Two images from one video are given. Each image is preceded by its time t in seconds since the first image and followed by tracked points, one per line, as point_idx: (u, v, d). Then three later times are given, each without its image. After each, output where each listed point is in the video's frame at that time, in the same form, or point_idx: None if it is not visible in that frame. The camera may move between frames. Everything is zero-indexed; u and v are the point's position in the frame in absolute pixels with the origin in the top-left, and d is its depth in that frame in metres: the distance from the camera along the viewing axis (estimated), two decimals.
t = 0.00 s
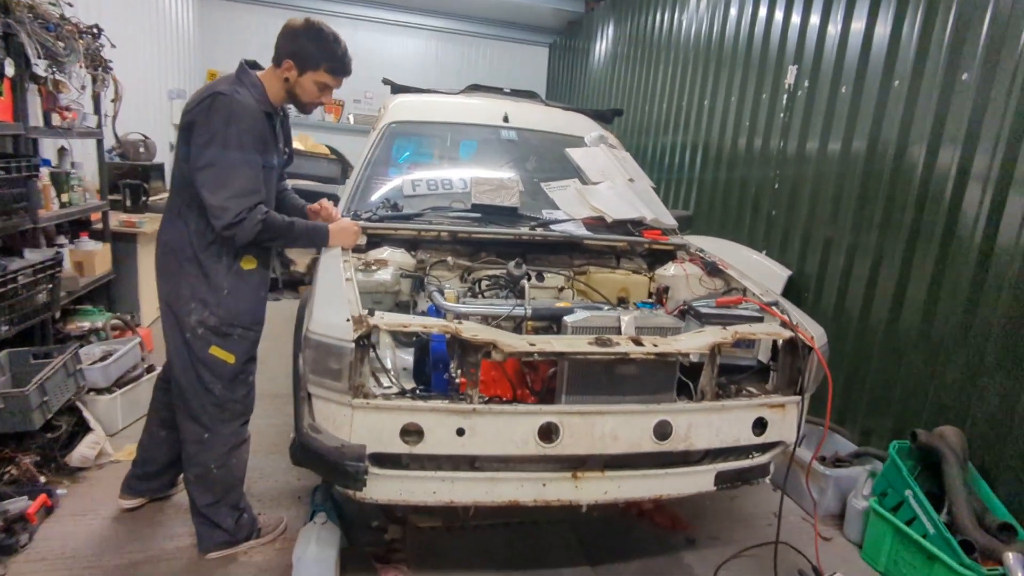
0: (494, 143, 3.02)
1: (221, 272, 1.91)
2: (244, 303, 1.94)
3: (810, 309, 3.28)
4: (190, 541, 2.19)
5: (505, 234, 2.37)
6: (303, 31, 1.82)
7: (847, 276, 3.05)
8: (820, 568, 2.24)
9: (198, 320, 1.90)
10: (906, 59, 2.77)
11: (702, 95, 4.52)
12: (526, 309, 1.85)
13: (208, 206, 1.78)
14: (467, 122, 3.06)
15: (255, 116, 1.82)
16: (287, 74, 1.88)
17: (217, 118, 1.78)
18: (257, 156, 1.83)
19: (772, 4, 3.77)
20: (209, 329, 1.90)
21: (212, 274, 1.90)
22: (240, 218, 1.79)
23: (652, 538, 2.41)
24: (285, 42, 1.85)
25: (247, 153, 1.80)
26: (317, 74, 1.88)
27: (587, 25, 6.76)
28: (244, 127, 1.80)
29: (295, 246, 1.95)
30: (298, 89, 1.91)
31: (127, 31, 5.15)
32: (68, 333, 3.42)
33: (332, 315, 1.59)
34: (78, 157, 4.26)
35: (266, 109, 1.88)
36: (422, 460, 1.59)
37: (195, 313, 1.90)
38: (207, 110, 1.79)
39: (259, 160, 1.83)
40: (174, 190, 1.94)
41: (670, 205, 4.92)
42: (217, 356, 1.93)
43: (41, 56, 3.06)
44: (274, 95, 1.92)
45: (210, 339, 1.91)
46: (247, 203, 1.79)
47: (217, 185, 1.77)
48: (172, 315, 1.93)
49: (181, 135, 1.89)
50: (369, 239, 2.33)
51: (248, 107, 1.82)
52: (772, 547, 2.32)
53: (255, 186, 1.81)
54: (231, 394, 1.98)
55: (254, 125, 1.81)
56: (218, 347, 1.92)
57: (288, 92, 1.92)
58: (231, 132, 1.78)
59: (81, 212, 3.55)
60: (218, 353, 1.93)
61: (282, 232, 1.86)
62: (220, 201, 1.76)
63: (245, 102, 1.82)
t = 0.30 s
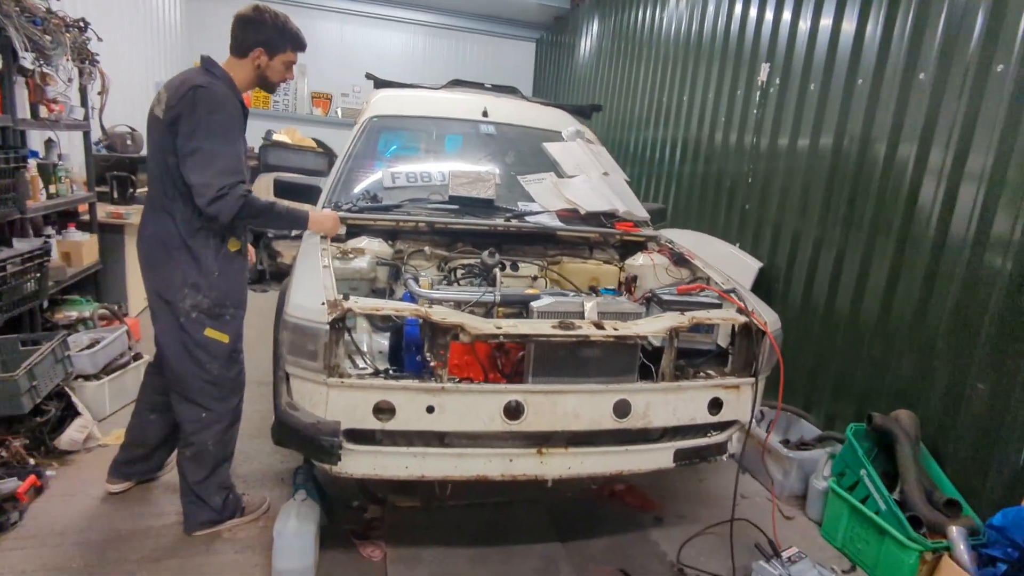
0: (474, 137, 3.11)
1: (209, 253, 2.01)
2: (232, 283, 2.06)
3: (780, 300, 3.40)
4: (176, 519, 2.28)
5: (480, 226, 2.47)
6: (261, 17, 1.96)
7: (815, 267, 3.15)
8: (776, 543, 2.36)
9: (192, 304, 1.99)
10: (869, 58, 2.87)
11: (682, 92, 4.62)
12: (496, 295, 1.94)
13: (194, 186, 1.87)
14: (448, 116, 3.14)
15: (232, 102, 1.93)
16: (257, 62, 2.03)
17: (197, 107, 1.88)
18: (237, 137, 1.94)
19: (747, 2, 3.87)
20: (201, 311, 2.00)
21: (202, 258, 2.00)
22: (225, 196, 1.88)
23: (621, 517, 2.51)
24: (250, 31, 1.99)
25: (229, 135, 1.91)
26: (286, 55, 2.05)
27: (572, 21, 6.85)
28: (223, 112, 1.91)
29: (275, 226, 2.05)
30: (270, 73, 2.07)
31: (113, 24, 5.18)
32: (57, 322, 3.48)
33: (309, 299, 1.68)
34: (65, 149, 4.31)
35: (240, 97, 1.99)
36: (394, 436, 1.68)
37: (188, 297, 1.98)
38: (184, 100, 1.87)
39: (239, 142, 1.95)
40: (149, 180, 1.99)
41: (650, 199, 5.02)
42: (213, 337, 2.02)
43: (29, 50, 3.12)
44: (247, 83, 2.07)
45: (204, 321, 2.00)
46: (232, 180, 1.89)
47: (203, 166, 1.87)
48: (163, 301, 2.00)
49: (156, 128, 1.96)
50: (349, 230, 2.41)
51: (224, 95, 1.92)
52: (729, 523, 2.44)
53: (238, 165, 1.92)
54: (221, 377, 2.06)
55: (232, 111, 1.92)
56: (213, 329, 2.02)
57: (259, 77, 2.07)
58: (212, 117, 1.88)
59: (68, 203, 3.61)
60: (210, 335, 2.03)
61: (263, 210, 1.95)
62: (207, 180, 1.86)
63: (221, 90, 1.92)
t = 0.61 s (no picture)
0: (457, 134, 3.16)
1: (198, 236, 2.19)
2: (223, 261, 2.26)
3: (760, 290, 3.47)
4: (169, 511, 2.33)
5: (463, 220, 2.52)
6: (226, 17, 2.17)
7: (792, 257, 3.23)
8: (752, 523, 2.45)
9: (192, 287, 2.18)
10: (841, 52, 2.95)
11: (664, 87, 4.68)
12: (476, 287, 2.00)
13: (167, 163, 2.06)
14: (432, 113, 3.19)
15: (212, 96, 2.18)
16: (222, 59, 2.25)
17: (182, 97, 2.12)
18: (216, 128, 2.19)
19: None
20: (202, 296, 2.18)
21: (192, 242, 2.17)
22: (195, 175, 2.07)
23: (604, 501, 2.58)
24: (214, 31, 2.20)
25: (209, 123, 2.14)
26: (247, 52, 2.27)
27: (558, 18, 6.90)
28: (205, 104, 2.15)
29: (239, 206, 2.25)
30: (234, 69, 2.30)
31: (99, 24, 5.20)
32: (47, 322, 3.51)
33: (293, 292, 1.73)
34: (53, 150, 4.33)
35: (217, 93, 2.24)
36: (378, 424, 1.74)
37: (186, 282, 2.17)
38: (164, 91, 2.10)
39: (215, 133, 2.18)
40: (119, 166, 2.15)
41: (636, 193, 5.08)
42: (214, 314, 2.22)
43: (14, 52, 3.14)
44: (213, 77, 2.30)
45: (205, 301, 2.20)
46: (202, 160, 2.10)
47: (177, 149, 2.08)
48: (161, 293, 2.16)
49: (133, 117, 2.16)
50: (334, 226, 2.46)
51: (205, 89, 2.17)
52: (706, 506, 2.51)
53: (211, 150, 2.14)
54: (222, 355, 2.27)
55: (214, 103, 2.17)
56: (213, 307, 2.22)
57: (224, 71, 2.30)
58: (197, 105, 2.12)
59: (57, 204, 3.64)
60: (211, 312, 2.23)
61: (224, 190, 2.13)
62: (179, 155, 2.05)
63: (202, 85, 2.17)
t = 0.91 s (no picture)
0: (448, 129, 3.16)
1: (209, 226, 2.54)
2: (229, 249, 2.63)
3: (753, 278, 3.48)
4: (169, 512, 2.34)
5: (455, 215, 2.53)
6: (220, 25, 2.51)
7: (785, 244, 3.24)
8: (748, 508, 2.47)
9: (208, 273, 2.55)
10: (828, 38, 2.96)
11: (654, 78, 4.69)
12: (469, 280, 2.01)
13: (182, 163, 2.39)
14: (422, 109, 3.19)
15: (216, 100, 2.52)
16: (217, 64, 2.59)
17: (191, 101, 2.44)
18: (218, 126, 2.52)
19: None
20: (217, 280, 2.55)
21: (207, 232, 2.53)
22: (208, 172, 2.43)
23: (602, 491, 2.60)
24: (211, 39, 2.52)
25: (216, 123, 2.49)
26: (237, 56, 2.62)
27: (547, 11, 6.89)
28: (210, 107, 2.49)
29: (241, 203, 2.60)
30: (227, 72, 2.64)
31: (86, 28, 5.17)
32: (42, 327, 3.51)
33: (286, 288, 1.75)
34: (43, 155, 4.32)
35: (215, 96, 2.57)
36: (374, 419, 1.75)
37: (203, 269, 2.53)
38: (176, 97, 2.42)
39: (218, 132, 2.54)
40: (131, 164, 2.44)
41: (628, 185, 5.09)
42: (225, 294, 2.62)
43: None
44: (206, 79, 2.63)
45: (218, 284, 2.59)
46: (213, 158, 2.45)
47: (190, 150, 2.41)
48: (184, 280, 2.52)
49: (143, 120, 2.45)
50: (326, 223, 2.46)
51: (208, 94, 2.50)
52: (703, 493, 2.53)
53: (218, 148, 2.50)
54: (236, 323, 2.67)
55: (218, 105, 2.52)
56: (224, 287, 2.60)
57: (217, 74, 2.64)
58: (202, 107, 2.45)
59: (48, 209, 3.63)
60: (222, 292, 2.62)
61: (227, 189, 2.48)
62: (195, 155, 2.39)
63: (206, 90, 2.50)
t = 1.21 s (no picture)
0: (449, 132, 3.17)
1: (236, 231, 2.82)
2: (252, 250, 2.90)
3: (757, 277, 3.49)
4: (177, 518, 2.34)
5: (457, 218, 2.54)
6: (250, 42, 2.79)
7: (787, 242, 3.24)
8: (756, 506, 2.47)
9: (234, 272, 2.82)
10: (827, 36, 2.96)
11: (654, 78, 4.69)
12: (473, 282, 2.02)
13: (214, 177, 2.68)
14: (423, 113, 3.20)
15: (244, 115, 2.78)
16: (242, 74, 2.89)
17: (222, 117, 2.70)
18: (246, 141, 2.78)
19: None
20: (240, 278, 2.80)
21: (234, 233, 2.83)
22: (238, 181, 2.73)
23: (609, 491, 2.60)
24: (239, 53, 2.82)
25: (245, 137, 2.76)
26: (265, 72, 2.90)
27: (545, 14, 6.91)
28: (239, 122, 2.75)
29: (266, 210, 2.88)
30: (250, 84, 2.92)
31: (87, 38, 5.20)
32: (48, 336, 3.53)
33: (292, 294, 1.75)
34: (46, 165, 4.34)
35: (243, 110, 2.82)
36: (381, 422, 1.76)
37: (230, 268, 2.82)
38: (208, 114, 2.68)
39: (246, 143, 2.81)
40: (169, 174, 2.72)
41: (630, 186, 5.10)
42: (247, 291, 2.87)
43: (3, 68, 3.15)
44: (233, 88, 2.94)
45: (241, 281, 2.85)
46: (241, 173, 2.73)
47: (221, 165, 2.69)
48: (212, 276, 2.82)
49: (179, 131, 2.72)
50: (330, 228, 2.47)
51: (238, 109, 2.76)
52: (711, 491, 2.53)
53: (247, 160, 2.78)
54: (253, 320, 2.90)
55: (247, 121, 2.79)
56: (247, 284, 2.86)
57: (243, 85, 2.92)
58: (232, 124, 2.71)
59: (52, 219, 3.65)
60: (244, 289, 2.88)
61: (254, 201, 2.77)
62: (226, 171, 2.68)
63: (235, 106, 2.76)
